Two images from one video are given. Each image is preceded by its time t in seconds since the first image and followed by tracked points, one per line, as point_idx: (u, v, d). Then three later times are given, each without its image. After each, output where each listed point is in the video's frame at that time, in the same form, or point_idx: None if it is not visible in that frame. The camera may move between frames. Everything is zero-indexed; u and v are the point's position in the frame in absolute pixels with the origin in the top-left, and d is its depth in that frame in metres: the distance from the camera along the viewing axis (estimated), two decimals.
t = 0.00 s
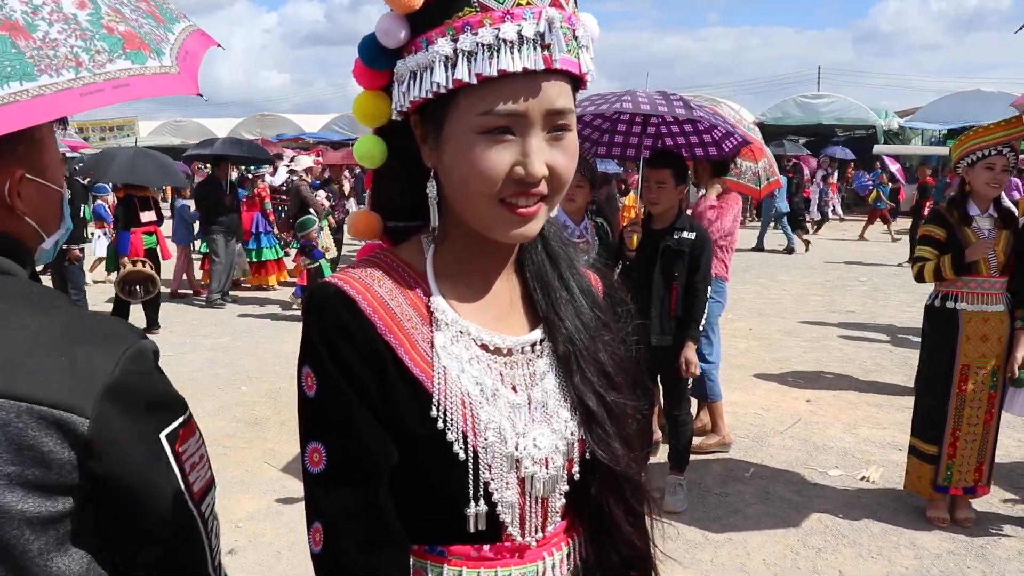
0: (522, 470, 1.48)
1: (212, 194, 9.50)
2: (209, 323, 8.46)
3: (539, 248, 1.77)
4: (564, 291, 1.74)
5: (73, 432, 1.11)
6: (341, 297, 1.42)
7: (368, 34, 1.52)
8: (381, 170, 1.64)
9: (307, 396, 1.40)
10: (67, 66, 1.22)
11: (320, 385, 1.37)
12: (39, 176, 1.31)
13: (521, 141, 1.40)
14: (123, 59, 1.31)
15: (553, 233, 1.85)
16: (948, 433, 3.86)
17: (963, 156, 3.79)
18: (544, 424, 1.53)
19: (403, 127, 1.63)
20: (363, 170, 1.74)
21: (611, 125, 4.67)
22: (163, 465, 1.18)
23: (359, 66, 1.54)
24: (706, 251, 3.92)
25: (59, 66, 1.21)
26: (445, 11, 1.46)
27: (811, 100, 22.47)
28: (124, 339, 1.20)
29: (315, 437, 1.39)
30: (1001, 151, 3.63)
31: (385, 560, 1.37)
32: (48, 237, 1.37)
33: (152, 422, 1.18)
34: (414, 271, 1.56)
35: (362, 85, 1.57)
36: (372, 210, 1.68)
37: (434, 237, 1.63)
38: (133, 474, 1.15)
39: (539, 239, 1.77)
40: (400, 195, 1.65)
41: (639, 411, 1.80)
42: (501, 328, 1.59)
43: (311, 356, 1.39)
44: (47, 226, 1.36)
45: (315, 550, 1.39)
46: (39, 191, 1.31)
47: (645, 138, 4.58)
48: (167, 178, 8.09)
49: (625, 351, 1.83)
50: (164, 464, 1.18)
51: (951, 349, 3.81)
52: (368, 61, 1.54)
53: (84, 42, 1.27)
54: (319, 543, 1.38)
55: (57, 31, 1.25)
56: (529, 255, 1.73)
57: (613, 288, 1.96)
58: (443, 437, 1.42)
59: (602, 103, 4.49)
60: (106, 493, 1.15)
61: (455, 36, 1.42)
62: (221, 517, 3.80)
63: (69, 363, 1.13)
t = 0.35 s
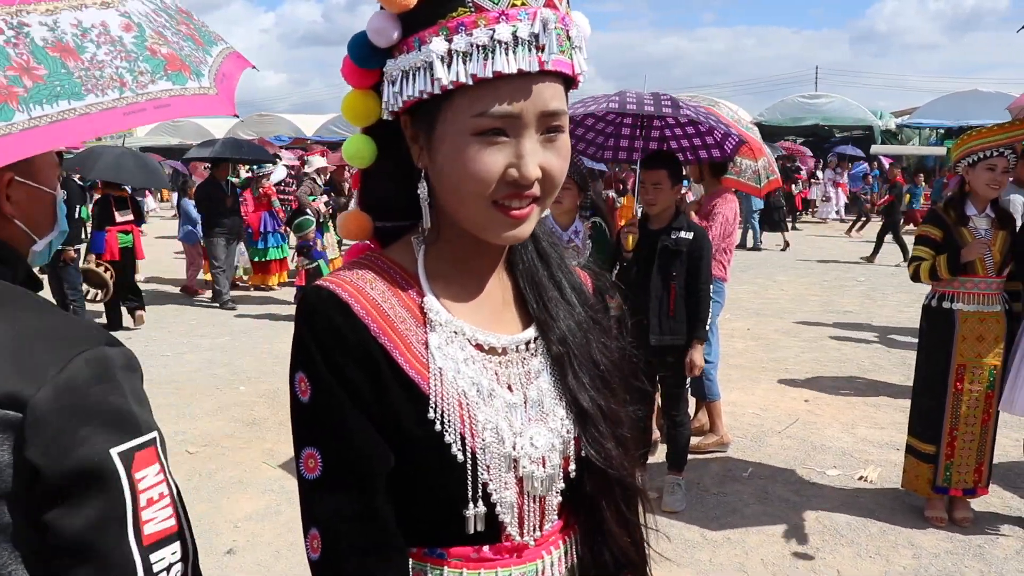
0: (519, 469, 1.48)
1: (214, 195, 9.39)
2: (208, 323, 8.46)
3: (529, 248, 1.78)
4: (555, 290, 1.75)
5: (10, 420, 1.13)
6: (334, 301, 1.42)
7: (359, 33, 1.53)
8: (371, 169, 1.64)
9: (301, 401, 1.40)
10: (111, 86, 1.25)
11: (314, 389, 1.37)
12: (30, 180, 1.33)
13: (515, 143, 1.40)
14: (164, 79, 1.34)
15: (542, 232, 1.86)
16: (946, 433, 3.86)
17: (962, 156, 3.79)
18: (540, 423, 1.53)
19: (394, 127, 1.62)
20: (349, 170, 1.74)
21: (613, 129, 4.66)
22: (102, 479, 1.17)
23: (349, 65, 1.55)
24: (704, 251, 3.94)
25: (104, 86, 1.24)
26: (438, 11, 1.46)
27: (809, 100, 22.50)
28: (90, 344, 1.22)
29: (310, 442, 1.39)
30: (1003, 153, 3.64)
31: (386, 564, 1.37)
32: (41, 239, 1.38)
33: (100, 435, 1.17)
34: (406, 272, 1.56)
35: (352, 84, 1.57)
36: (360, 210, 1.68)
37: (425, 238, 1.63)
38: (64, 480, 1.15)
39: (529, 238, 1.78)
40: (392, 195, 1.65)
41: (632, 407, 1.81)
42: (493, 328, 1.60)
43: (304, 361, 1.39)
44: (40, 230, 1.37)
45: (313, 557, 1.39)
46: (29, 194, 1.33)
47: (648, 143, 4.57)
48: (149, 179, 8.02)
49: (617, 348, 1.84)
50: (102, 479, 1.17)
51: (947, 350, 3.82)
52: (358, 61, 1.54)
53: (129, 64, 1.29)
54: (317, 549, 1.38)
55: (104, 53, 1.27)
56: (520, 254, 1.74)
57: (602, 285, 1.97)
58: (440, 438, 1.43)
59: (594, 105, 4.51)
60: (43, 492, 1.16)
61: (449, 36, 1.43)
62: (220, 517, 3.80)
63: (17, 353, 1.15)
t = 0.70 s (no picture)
0: (511, 467, 1.48)
1: (215, 194, 9.30)
2: (207, 323, 8.46)
3: (516, 249, 1.78)
4: (543, 289, 1.75)
5: None
6: (321, 305, 1.42)
7: (345, 35, 1.52)
8: (357, 171, 1.65)
9: (289, 405, 1.40)
10: (85, 87, 1.23)
11: (302, 393, 1.37)
12: (20, 181, 1.33)
13: (499, 146, 1.40)
14: (143, 79, 1.33)
15: (530, 232, 1.86)
16: (946, 433, 3.86)
17: (960, 157, 3.79)
18: (531, 421, 1.53)
19: (381, 129, 1.63)
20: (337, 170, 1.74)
21: (613, 131, 4.65)
22: (96, 486, 1.17)
23: (335, 66, 1.54)
24: (702, 251, 3.93)
25: (76, 87, 1.23)
26: (423, 13, 1.46)
27: (808, 100, 22.51)
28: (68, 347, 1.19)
29: (299, 445, 1.39)
30: (1000, 153, 3.64)
31: (376, 566, 1.36)
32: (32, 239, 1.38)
33: (90, 441, 1.17)
34: (393, 275, 1.56)
35: (339, 86, 1.57)
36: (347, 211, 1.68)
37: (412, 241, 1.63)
38: (57, 494, 1.13)
39: (517, 238, 1.78)
40: (380, 197, 1.65)
41: (624, 403, 1.81)
42: (482, 328, 1.60)
43: (291, 365, 1.39)
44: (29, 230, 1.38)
45: (306, 558, 1.39)
46: (17, 194, 1.33)
47: (648, 144, 4.58)
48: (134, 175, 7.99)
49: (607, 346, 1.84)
50: (96, 486, 1.17)
51: (946, 350, 3.82)
52: (344, 63, 1.54)
53: (105, 64, 1.28)
54: (309, 551, 1.38)
55: (78, 53, 1.27)
56: (507, 255, 1.74)
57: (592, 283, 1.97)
58: (430, 438, 1.42)
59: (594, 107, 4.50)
60: (33, 507, 1.13)
61: (433, 40, 1.43)
62: (219, 517, 3.80)
63: None
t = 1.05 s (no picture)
0: (510, 468, 1.47)
1: (218, 194, 9.19)
2: (206, 323, 8.45)
3: (517, 247, 1.76)
4: (544, 289, 1.73)
5: (25, 436, 1.08)
6: (319, 304, 1.42)
7: (343, 34, 1.51)
8: (356, 170, 1.64)
9: (287, 404, 1.40)
10: (51, 72, 1.22)
11: (299, 392, 1.37)
12: (25, 186, 1.30)
13: (498, 143, 1.39)
14: (110, 63, 1.30)
15: (533, 231, 1.84)
16: (950, 433, 3.85)
17: (958, 157, 3.79)
18: (530, 421, 1.52)
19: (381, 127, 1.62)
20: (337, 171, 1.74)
21: (605, 131, 4.66)
22: (124, 479, 1.16)
23: (334, 65, 1.53)
24: (702, 250, 3.93)
25: (42, 72, 1.21)
26: (421, 12, 1.46)
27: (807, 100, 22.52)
28: (88, 343, 1.18)
29: (298, 444, 1.39)
30: (995, 152, 3.64)
31: (374, 566, 1.36)
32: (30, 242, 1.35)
33: (116, 435, 1.16)
34: (393, 276, 1.55)
35: (337, 85, 1.56)
36: (346, 210, 1.67)
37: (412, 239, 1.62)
38: (90, 488, 1.12)
39: (517, 237, 1.77)
40: (381, 197, 1.65)
41: (627, 404, 1.79)
42: (482, 328, 1.59)
43: (290, 365, 1.39)
44: (29, 234, 1.34)
45: (304, 558, 1.39)
46: (21, 198, 1.29)
47: (640, 142, 4.61)
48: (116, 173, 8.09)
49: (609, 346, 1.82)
50: (124, 479, 1.16)
51: (950, 351, 3.81)
52: (343, 62, 1.53)
53: (70, 48, 1.27)
54: (307, 550, 1.38)
55: (42, 39, 1.25)
56: (508, 254, 1.73)
57: (596, 282, 1.94)
58: (427, 438, 1.42)
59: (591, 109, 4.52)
60: (65, 503, 1.12)
61: (431, 37, 1.42)
62: (218, 517, 3.79)
63: (18, 363, 1.10)
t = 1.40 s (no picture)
0: (506, 471, 1.46)
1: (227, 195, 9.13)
2: (203, 323, 8.44)
3: (522, 248, 1.75)
4: (550, 293, 1.71)
5: (50, 435, 1.08)
6: (318, 304, 1.43)
7: (346, 35, 1.52)
8: (361, 172, 1.64)
9: (284, 404, 1.40)
10: (71, 68, 1.23)
11: (296, 392, 1.37)
12: (40, 190, 1.29)
13: (498, 143, 1.39)
14: (126, 61, 1.30)
15: (541, 234, 1.82)
16: (951, 434, 3.85)
17: (954, 159, 3.80)
18: (529, 425, 1.51)
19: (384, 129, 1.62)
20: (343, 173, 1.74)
21: (601, 131, 4.62)
22: (144, 480, 1.16)
23: (337, 68, 1.54)
24: (703, 250, 3.93)
25: (63, 68, 1.22)
26: (421, 12, 1.46)
27: (805, 100, 22.52)
28: (107, 344, 1.18)
29: (294, 444, 1.39)
30: (991, 152, 3.65)
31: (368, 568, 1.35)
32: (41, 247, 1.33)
33: (135, 436, 1.16)
34: (394, 277, 1.55)
35: (340, 86, 1.56)
36: (353, 212, 1.68)
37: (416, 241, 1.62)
38: (111, 488, 1.12)
39: (522, 239, 1.75)
40: (387, 199, 1.64)
41: (634, 410, 1.76)
42: (483, 330, 1.58)
43: (287, 365, 1.40)
44: (40, 236, 1.33)
45: (298, 556, 1.40)
46: (34, 201, 1.28)
47: (636, 142, 4.58)
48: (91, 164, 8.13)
49: (618, 351, 1.79)
50: (143, 479, 1.16)
51: (952, 350, 3.81)
52: (345, 64, 1.53)
53: (88, 46, 1.27)
54: (301, 549, 1.39)
55: (61, 36, 1.25)
56: (513, 256, 1.71)
57: (609, 287, 1.92)
58: (421, 440, 1.42)
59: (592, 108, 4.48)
60: (85, 501, 1.12)
61: (431, 38, 1.42)
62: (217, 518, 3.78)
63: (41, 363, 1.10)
